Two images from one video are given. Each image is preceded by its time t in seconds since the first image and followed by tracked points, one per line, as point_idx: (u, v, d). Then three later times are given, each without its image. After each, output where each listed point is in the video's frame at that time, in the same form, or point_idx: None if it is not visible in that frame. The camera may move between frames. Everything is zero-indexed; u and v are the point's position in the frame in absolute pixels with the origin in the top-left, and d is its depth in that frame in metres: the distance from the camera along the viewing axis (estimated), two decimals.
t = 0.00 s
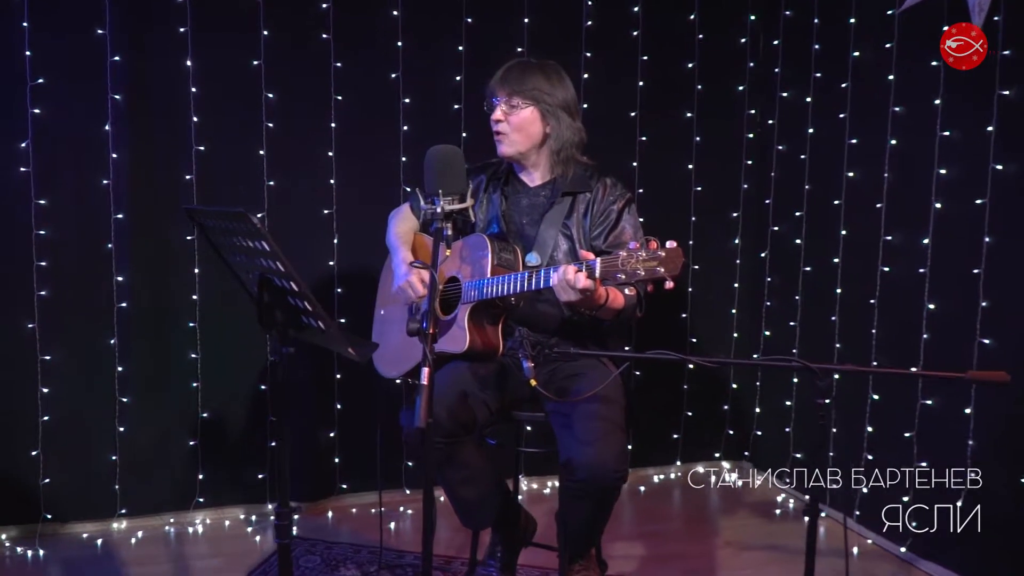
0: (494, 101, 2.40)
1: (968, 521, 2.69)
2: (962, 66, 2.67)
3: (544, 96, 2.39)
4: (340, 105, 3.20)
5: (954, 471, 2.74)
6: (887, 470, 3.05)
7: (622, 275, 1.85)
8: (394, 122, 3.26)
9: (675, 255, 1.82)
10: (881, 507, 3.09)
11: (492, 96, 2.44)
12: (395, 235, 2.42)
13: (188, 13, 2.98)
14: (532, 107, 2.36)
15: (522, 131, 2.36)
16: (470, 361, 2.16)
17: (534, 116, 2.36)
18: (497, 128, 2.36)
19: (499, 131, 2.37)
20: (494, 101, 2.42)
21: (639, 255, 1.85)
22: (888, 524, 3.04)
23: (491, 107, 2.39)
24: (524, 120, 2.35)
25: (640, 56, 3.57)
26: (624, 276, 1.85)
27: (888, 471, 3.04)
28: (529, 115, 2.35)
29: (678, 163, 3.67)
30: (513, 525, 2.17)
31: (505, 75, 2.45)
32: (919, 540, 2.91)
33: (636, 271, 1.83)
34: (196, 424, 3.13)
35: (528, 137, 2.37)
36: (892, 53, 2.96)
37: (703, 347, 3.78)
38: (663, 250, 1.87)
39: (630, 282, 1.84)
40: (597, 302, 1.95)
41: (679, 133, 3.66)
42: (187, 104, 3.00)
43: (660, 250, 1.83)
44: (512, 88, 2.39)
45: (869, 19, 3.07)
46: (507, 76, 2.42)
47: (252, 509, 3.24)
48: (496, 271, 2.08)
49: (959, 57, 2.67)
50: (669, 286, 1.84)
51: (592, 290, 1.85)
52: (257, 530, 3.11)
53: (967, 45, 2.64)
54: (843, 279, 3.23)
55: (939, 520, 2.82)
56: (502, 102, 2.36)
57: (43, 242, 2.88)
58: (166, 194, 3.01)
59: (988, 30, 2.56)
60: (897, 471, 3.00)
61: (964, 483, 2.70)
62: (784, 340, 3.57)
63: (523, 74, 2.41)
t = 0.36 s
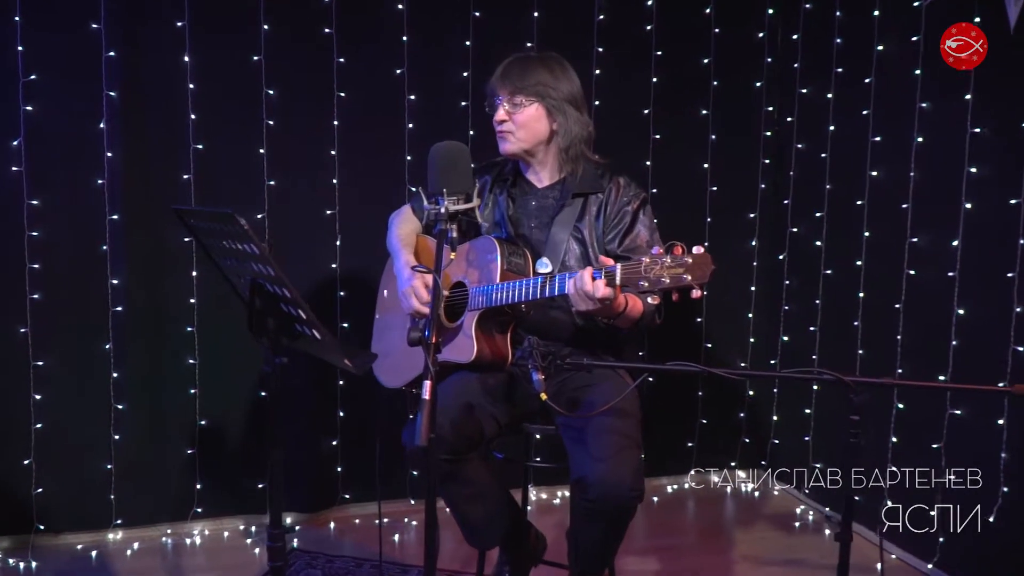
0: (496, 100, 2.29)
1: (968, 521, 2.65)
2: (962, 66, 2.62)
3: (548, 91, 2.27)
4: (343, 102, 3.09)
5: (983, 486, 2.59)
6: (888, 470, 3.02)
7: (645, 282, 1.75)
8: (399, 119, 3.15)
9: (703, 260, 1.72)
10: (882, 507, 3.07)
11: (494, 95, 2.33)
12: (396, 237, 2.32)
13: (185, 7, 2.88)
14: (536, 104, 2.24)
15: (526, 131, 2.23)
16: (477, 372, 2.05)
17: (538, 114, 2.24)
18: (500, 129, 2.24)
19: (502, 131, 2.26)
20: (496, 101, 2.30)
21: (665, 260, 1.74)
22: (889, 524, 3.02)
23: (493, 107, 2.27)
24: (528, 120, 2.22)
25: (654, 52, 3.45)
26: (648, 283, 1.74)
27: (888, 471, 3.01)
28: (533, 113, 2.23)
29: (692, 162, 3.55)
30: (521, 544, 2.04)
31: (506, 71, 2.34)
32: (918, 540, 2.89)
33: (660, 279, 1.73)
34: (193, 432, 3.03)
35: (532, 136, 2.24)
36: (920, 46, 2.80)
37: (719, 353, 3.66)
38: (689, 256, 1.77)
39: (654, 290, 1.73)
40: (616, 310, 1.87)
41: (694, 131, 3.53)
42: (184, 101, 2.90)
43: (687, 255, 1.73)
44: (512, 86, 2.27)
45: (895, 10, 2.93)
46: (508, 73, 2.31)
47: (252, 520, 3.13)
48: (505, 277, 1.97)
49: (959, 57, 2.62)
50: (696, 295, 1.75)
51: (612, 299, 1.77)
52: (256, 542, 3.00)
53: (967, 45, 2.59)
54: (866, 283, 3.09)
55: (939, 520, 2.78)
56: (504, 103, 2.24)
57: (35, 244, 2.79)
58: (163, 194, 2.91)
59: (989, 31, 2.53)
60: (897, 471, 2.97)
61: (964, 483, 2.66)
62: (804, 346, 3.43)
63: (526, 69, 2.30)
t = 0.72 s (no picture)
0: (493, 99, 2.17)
1: (968, 521, 2.59)
2: (961, 66, 2.59)
3: (548, 81, 2.17)
4: (340, 100, 2.97)
5: (1014, 506, 2.43)
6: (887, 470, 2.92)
7: (656, 291, 1.65)
8: (398, 118, 3.03)
9: (720, 268, 1.61)
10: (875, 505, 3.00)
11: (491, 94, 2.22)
12: (389, 244, 2.25)
13: (176, 3, 2.77)
14: (536, 96, 2.12)
15: (529, 126, 2.11)
16: (474, 388, 1.93)
17: (540, 107, 2.12)
18: (501, 127, 2.12)
19: (504, 130, 2.14)
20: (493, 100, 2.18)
21: (678, 269, 1.65)
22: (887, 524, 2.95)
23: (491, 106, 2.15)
24: (529, 114, 2.10)
25: (664, 48, 3.32)
26: (659, 293, 1.65)
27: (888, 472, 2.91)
28: (534, 106, 2.11)
29: (704, 163, 3.41)
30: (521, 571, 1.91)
31: (499, 68, 2.24)
32: (933, 555, 2.75)
33: (673, 288, 1.64)
34: (186, 443, 2.92)
35: (537, 130, 2.12)
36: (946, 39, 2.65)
37: (732, 361, 3.52)
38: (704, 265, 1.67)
39: (665, 299, 1.64)
40: (624, 323, 1.74)
41: (706, 130, 3.40)
42: (175, 100, 2.80)
43: (702, 263, 1.64)
44: (509, 82, 2.16)
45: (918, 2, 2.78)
46: (503, 71, 2.22)
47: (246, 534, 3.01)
48: (504, 284, 1.87)
49: (959, 57, 2.59)
50: (714, 306, 1.61)
51: (620, 308, 1.65)
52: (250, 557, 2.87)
53: (967, 45, 2.56)
54: (887, 289, 2.93)
55: (939, 520, 2.72)
56: (502, 99, 2.12)
57: (21, 248, 2.69)
58: (153, 196, 2.80)
59: (989, 31, 2.48)
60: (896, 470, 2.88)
61: (964, 483, 2.59)
62: (821, 354, 3.29)
63: (520, 63, 2.19)
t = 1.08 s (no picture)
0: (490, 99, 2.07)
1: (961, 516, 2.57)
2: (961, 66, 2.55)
3: (548, 80, 2.06)
4: (339, 99, 2.89)
5: None
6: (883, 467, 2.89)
7: (651, 299, 1.57)
8: (399, 118, 2.94)
9: (719, 273, 1.51)
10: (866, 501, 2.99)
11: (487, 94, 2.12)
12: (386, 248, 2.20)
13: None
14: (534, 95, 2.02)
15: (528, 127, 2.01)
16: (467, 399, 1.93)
17: (539, 107, 2.02)
18: (498, 130, 2.03)
19: (502, 132, 2.04)
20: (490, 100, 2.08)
21: (674, 275, 1.56)
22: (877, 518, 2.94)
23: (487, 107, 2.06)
24: (528, 114, 2.00)
25: (676, 44, 3.20)
26: (653, 301, 1.57)
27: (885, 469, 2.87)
28: (532, 106, 2.01)
29: (717, 164, 3.29)
30: None
31: (496, 65, 2.13)
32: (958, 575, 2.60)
33: (668, 296, 1.55)
34: (181, 452, 2.84)
35: (536, 132, 2.02)
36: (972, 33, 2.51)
37: (746, 369, 3.40)
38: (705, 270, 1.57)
39: (660, 307, 1.56)
40: (621, 332, 1.67)
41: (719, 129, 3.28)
42: (170, 99, 2.72)
43: (699, 269, 1.54)
44: (506, 80, 2.05)
45: None
46: (500, 66, 2.10)
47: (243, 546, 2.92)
48: (498, 291, 1.84)
49: (959, 57, 2.55)
50: (711, 314, 1.52)
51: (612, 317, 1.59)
52: (246, 570, 2.78)
53: (967, 45, 2.52)
54: (909, 295, 2.80)
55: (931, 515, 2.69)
56: (499, 99, 2.03)
57: (12, 252, 2.62)
58: (147, 198, 2.72)
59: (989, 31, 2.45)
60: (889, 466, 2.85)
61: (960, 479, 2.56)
62: (839, 362, 3.16)
63: (519, 59, 2.08)
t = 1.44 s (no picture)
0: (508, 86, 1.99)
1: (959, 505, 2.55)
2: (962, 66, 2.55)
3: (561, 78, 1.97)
4: (345, 97, 2.81)
5: None
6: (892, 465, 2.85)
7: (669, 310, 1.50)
8: (407, 116, 2.86)
9: (740, 284, 1.42)
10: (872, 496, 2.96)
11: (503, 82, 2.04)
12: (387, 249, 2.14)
13: None
14: (559, 88, 1.97)
15: (548, 119, 1.95)
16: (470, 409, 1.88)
17: (561, 101, 1.97)
18: (515, 116, 1.94)
19: (518, 119, 1.96)
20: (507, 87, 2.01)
21: (693, 284, 1.48)
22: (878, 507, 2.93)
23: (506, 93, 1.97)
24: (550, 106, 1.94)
25: (693, 39, 3.10)
26: (669, 312, 1.51)
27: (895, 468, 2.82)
28: (555, 99, 1.96)
29: (736, 163, 3.18)
30: None
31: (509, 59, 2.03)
32: None
33: (685, 307, 1.47)
34: (183, 458, 2.78)
35: (555, 125, 1.96)
36: (1005, 25, 2.38)
37: (766, 376, 3.28)
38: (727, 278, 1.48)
39: (677, 319, 1.49)
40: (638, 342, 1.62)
41: (738, 127, 3.17)
42: (172, 97, 2.66)
43: (720, 278, 1.44)
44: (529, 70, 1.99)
45: None
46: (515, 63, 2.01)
47: (247, 554, 2.86)
48: (502, 298, 1.78)
49: (959, 57, 2.55)
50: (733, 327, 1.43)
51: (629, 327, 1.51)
52: None
53: (967, 45, 2.52)
54: (937, 300, 2.68)
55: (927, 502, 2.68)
56: (521, 86, 1.95)
57: (11, 253, 2.57)
58: (148, 199, 2.67)
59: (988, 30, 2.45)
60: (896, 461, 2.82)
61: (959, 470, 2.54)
62: (863, 368, 3.03)
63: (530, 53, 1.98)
